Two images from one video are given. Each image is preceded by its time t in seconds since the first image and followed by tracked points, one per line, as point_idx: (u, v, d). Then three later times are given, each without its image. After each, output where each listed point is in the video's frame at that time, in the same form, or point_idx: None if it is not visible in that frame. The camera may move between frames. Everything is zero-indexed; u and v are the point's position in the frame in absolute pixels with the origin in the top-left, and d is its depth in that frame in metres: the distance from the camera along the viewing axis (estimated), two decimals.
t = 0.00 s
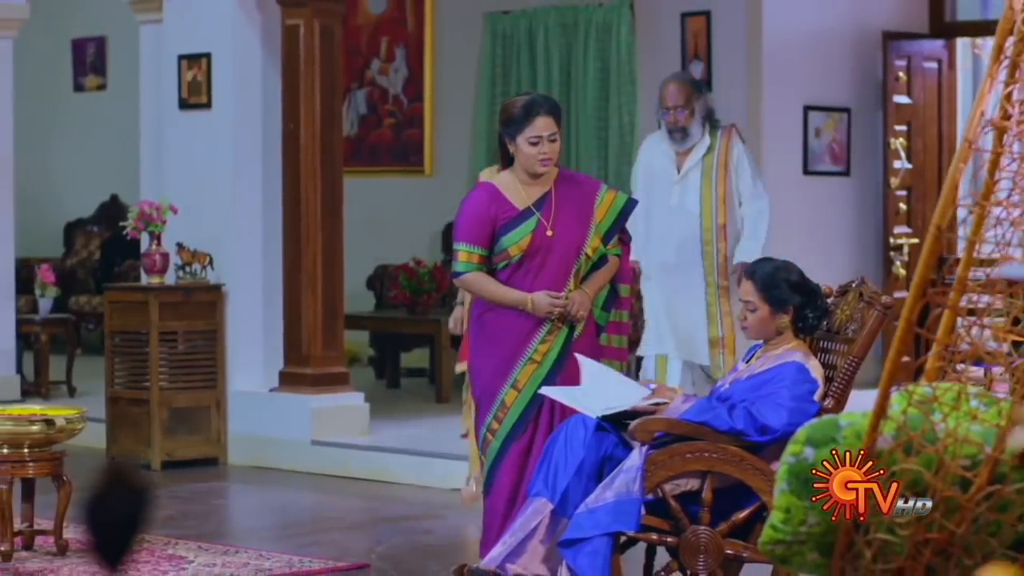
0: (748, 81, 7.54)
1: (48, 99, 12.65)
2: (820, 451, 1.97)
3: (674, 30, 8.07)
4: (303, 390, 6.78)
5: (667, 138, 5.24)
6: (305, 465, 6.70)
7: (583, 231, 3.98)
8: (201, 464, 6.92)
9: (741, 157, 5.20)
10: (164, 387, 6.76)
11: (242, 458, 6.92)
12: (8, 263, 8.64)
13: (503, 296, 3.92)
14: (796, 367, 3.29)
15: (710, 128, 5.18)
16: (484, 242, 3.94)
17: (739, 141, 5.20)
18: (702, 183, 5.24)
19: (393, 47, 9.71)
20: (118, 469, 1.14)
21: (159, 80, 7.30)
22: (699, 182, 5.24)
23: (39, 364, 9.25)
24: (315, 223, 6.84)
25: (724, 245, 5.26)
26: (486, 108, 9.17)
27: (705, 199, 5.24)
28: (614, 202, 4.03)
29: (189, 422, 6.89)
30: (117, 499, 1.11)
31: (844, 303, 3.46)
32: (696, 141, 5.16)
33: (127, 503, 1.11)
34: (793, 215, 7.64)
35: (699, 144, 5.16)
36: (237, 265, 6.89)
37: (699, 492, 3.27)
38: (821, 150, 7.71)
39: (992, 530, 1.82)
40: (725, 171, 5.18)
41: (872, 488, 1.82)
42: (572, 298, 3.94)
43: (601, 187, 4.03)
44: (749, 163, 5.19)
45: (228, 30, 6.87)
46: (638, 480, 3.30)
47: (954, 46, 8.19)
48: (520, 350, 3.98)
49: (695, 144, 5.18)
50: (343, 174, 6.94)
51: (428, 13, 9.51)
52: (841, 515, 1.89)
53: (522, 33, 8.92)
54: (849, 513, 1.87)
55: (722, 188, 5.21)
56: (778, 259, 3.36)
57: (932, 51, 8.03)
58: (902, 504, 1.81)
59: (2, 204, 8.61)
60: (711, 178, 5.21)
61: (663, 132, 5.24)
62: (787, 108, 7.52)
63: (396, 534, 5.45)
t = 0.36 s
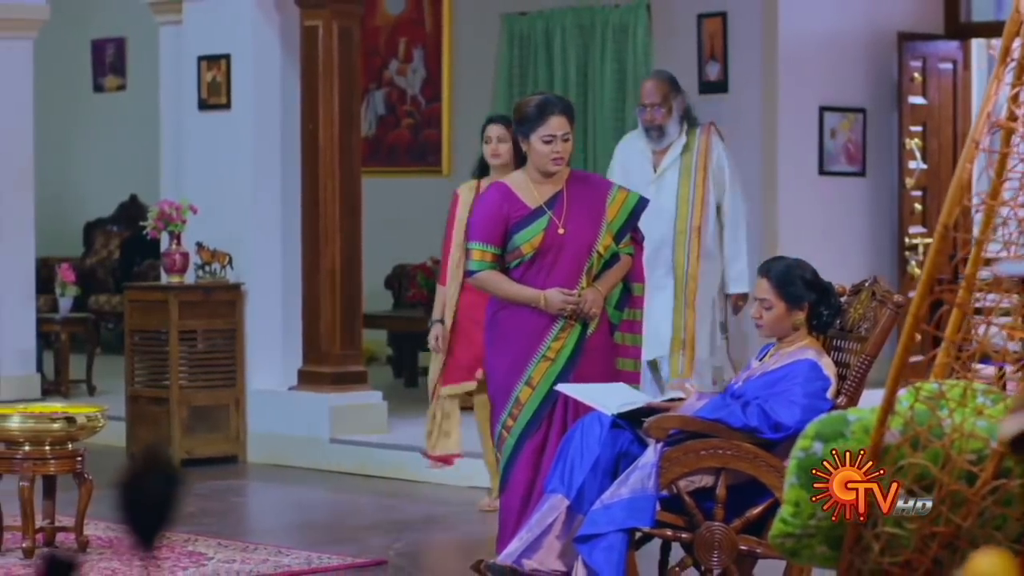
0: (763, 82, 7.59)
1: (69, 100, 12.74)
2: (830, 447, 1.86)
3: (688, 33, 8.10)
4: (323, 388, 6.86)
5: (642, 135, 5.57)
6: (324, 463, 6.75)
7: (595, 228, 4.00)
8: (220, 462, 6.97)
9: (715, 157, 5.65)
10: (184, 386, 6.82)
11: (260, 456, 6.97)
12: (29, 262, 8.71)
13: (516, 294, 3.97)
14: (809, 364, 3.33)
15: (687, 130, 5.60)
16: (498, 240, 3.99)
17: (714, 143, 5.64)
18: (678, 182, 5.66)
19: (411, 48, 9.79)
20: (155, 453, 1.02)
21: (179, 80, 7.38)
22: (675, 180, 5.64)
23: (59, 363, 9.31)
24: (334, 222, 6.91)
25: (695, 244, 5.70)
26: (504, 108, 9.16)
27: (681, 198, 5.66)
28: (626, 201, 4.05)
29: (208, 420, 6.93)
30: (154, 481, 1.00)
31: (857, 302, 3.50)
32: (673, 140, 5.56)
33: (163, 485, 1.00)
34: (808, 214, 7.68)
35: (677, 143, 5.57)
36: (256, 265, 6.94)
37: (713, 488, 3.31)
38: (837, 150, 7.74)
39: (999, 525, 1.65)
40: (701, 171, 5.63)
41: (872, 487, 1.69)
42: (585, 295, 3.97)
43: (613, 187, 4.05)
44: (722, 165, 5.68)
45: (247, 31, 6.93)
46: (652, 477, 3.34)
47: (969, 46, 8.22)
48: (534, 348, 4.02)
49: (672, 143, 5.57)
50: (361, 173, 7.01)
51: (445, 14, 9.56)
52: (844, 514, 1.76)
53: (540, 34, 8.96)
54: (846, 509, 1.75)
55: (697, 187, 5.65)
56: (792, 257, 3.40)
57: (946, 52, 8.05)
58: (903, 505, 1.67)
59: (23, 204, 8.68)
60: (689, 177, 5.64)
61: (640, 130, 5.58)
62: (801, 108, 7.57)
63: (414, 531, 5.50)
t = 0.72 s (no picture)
0: (777, 83, 7.66)
1: (87, 99, 12.80)
2: (839, 440, 2.20)
3: (703, 32, 8.26)
4: (340, 387, 6.93)
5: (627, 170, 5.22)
6: (340, 461, 6.81)
7: (604, 226, 4.04)
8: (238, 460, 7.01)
9: (703, 195, 5.30)
10: (203, 385, 6.83)
11: (277, 453, 7.02)
12: (49, 261, 8.78)
13: (526, 290, 4.00)
14: (821, 362, 3.36)
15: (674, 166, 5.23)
16: (508, 238, 4.03)
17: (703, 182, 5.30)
18: (662, 218, 5.27)
19: (428, 48, 9.83)
20: (183, 435, 1.07)
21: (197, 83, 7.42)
22: (661, 215, 5.26)
23: (77, 361, 9.38)
24: (351, 223, 6.96)
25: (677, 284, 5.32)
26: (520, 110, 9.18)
27: (664, 237, 5.27)
28: (633, 200, 4.08)
29: (226, 418, 6.97)
30: (183, 464, 1.04)
31: (868, 300, 3.54)
32: (659, 174, 5.20)
33: (192, 467, 1.05)
34: (821, 216, 7.72)
35: (662, 178, 5.20)
36: (274, 265, 7.00)
37: (726, 484, 3.36)
38: (851, 150, 7.77)
39: (1004, 516, 1.97)
40: (689, 208, 5.25)
41: (872, 488, 2.02)
42: (595, 291, 4.01)
43: (620, 186, 4.08)
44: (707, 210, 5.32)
45: (265, 33, 6.99)
46: (666, 473, 3.37)
47: (984, 46, 8.20)
48: (545, 344, 4.06)
49: (659, 178, 5.21)
50: (378, 174, 7.05)
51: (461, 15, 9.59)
52: (839, 514, 2.10)
53: (556, 35, 8.98)
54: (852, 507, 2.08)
55: (683, 226, 5.27)
56: (802, 256, 3.44)
57: (961, 52, 8.03)
58: (902, 505, 2.01)
59: (44, 205, 8.73)
60: (674, 214, 5.25)
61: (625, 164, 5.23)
62: (812, 109, 7.64)
63: (430, 527, 5.55)
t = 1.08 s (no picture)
0: (789, 83, 7.72)
1: (103, 100, 12.88)
2: (844, 437, 2.26)
3: (714, 33, 8.31)
4: (354, 386, 6.96)
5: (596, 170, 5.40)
6: (354, 459, 6.84)
7: (609, 225, 4.08)
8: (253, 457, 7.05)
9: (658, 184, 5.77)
10: (217, 383, 6.90)
11: (291, 451, 7.06)
12: (65, 261, 8.84)
13: (531, 286, 4.05)
14: (830, 361, 3.40)
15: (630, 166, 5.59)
16: (516, 238, 4.09)
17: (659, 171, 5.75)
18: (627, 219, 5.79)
19: (441, 49, 9.78)
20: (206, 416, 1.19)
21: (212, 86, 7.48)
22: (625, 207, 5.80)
23: (93, 361, 9.43)
24: (363, 222, 6.99)
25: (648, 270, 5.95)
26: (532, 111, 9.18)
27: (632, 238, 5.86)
28: (638, 199, 4.12)
29: (239, 414, 7.04)
30: (207, 447, 1.16)
31: (876, 299, 3.58)
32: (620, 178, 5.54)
33: (219, 452, 1.17)
34: (830, 215, 7.75)
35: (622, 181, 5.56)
36: (289, 264, 7.05)
37: (735, 480, 3.40)
38: (861, 150, 7.80)
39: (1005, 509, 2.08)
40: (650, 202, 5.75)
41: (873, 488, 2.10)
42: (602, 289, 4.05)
43: (625, 186, 4.12)
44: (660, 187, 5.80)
45: (280, 35, 7.06)
46: (675, 470, 3.39)
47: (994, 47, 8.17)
48: (552, 344, 4.08)
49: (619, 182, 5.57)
50: (391, 173, 7.09)
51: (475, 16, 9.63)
52: (840, 512, 2.16)
53: (568, 36, 9.02)
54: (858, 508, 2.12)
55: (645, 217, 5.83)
56: (810, 256, 3.47)
57: (972, 53, 8.01)
58: (902, 505, 2.04)
59: (59, 205, 8.78)
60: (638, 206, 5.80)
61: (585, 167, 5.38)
62: (824, 110, 7.67)
63: (444, 524, 5.59)
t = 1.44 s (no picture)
0: (796, 83, 7.75)
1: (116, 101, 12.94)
2: (847, 431, 2.63)
3: (724, 34, 8.34)
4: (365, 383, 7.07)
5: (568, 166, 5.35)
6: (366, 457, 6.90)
7: (616, 225, 4.13)
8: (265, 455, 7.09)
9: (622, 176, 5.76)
10: (229, 381, 6.93)
11: (303, 449, 7.11)
12: (78, 261, 8.90)
13: (536, 290, 4.08)
14: (837, 359, 3.44)
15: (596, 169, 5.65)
16: (523, 239, 4.11)
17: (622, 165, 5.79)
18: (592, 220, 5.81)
19: (451, 49, 9.71)
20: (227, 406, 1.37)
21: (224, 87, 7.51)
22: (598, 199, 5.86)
23: (105, 360, 9.47)
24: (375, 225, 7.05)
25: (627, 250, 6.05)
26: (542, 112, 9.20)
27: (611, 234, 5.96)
28: (644, 198, 4.18)
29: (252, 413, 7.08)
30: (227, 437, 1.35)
31: (881, 297, 3.62)
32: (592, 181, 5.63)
33: (239, 439, 1.35)
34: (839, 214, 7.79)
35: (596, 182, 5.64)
36: (301, 264, 7.10)
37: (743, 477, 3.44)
38: (869, 150, 7.83)
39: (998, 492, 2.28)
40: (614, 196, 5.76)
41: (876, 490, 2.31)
42: (607, 289, 4.10)
43: (630, 185, 4.18)
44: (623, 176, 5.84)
45: (292, 36, 7.12)
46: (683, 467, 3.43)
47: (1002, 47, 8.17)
48: (559, 342, 4.13)
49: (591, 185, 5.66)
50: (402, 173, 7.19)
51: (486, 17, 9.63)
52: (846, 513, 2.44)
53: (579, 36, 9.05)
54: (857, 505, 2.44)
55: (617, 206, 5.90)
56: (816, 255, 3.51)
57: (979, 53, 8.02)
58: (902, 504, 2.26)
59: (71, 204, 8.83)
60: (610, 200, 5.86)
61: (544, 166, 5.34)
62: (831, 112, 7.73)
63: (455, 520, 5.64)
